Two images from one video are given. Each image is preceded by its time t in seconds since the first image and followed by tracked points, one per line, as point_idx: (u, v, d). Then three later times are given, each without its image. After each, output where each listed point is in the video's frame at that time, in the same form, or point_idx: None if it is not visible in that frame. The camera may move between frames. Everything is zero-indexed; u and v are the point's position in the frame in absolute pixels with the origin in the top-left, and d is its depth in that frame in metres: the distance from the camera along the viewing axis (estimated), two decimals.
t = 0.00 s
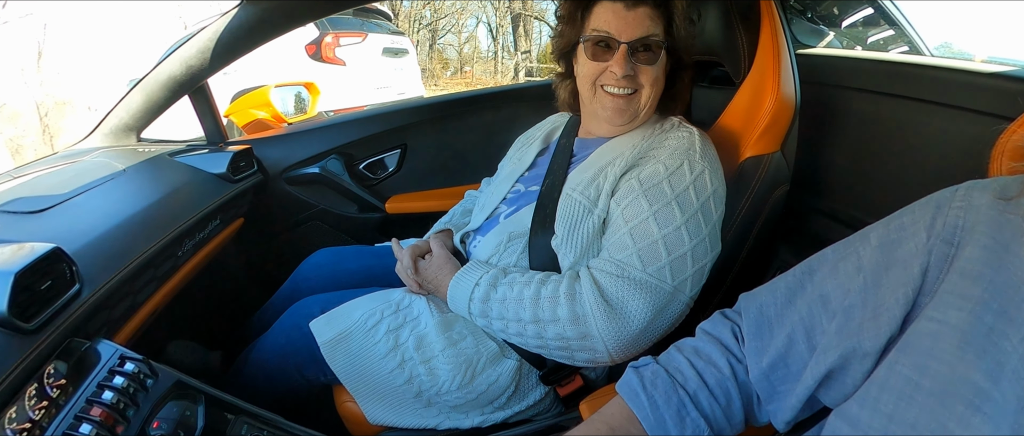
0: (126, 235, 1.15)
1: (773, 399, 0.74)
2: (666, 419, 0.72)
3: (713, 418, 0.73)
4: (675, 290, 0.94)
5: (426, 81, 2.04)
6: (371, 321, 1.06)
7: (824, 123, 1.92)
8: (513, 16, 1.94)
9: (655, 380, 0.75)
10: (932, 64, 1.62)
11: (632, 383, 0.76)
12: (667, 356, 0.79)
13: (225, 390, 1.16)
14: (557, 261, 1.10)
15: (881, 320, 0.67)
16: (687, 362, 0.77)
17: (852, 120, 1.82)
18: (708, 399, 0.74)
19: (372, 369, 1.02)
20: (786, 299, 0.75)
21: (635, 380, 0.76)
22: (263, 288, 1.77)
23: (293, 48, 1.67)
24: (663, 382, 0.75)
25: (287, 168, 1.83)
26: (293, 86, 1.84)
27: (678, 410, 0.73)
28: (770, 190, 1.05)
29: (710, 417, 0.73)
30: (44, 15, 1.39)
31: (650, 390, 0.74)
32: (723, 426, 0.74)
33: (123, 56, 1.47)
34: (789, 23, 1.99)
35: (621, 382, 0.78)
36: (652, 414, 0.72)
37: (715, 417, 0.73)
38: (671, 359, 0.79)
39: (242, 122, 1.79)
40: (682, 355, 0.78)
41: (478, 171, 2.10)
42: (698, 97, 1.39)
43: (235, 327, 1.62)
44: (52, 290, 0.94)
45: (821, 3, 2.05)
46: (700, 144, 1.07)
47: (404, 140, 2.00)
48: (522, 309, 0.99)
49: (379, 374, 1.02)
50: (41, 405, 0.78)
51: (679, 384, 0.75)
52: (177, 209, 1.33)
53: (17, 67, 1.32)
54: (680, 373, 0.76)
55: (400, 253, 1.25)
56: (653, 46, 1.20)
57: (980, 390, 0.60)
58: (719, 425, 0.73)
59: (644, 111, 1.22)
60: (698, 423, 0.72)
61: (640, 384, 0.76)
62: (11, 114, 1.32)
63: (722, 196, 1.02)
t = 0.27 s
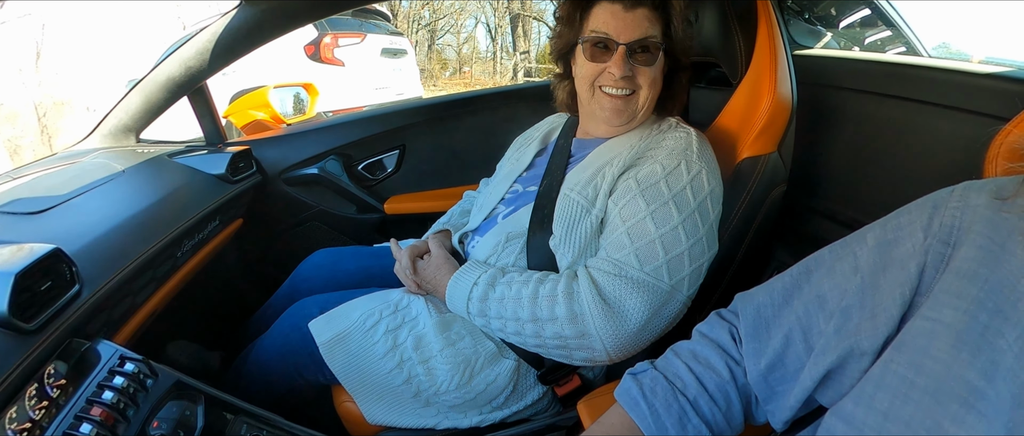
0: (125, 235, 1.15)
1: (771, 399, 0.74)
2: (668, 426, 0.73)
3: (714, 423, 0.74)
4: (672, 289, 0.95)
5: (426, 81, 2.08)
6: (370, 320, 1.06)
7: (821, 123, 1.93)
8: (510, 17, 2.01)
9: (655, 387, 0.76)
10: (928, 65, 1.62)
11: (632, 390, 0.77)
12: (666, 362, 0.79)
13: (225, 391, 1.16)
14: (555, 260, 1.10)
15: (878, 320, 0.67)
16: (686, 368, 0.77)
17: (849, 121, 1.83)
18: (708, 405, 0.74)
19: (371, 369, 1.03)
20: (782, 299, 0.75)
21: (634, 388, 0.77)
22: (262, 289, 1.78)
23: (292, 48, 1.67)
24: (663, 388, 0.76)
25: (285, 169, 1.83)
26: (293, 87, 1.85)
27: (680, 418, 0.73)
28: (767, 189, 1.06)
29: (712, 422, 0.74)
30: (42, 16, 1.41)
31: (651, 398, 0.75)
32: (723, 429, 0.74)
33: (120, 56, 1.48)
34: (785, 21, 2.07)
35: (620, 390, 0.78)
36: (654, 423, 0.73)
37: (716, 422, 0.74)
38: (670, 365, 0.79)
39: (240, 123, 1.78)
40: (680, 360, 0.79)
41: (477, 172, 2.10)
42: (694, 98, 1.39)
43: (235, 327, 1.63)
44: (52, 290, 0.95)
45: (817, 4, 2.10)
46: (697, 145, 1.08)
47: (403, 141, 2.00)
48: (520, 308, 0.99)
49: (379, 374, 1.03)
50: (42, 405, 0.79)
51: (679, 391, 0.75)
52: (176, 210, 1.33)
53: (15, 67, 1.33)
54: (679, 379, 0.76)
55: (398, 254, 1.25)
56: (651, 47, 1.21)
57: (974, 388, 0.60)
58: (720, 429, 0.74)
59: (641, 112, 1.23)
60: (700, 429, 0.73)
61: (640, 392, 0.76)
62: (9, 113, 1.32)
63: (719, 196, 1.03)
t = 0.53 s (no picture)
0: (125, 235, 1.16)
1: (771, 400, 0.74)
2: (671, 432, 0.73)
3: (717, 427, 0.74)
4: (671, 289, 0.95)
5: (424, 81, 2.08)
6: (370, 320, 1.06)
7: (820, 123, 1.94)
8: (509, 17, 2.01)
9: (658, 395, 0.75)
10: (925, 65, 1.63)
11: (631, 396, 0.77)
12: (666, 367, 0.79)
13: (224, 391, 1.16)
14: (554, 260, 1.10)
15: (877, 320, 0.68)
16: (686, 373, 0.77)
17: (848, 121, 1.84)
18: (711, 410, 0.74)
19: (371, 369, 1.03)
20: (780, 299, 0.76)
21: (636, 396, 0.76)
22: (262, 289, 1.78)
23: (291, 49, 1.67)
24: (664, 393, 0.75)
25: (285, 169, 1.84)
26: (292, 88, 1.85)
27: (684, 425, 0.73)
28: (765, 190, 1.06)
29: (715, 426, 0.74)
30: (41, 15, 1.35)
31: (653, 406, 0.75)
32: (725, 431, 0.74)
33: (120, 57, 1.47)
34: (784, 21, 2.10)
35: (621, 397, 0.78)
36: (658, 432, 0.73)
37: (719, 426, 0.74)
38: (669, 369, 0.79)
39: (240, 123, 1.79)
40: (681, 365, 0.78)
41: (476, 173, 2.10)
42: (694, 98, 1.39)
43: (235, 328, 1.63)
44: (53, 290, 0.95)
45: (816, 5, 2.10)
46: (696, 145, 1.08)
47: (402, 142, 2.00)
48: (519, 307, 1.00)
49: (378, 374, 1.03)
50: (42, 404, 0.79)
51: (681, 396, 0.75)
52: (176, 210, 1.33)
53: (14, 68, 1.31)
54: (681, 385, 0.76)
55: (398, 253, 1.25)
56: (651, 48, 1.21)
57: (971, 388, 0.61)
58: (723, 432, 0.74)
59: (640, 112, 1.23)
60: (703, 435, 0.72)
61: (642, 400, 0.76)
62: (8, 114, 1.31)
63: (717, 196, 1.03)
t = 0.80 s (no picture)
0: (124, 237, 1.16)
1: (768, 400, 0.75)
2: (667, 433, 0.73)
3: (714, 428, 0.74)
4: (668, 291, 0.95)
5: (422, 82, 2.07)
6: (368, 322, 1.07)
7: (818, 124, 1.94)
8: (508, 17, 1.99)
9: (653, 397, 0.76)
10: (923, 66, 1.63)
11: (628, 399, 0.77)
12: (662, 369, 0.79)
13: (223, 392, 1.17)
14: (551, 261, 1.11)
15: (873, 321, 0.68)
16: (682, 374, 0.77)
17: (845, 122, 1.84)
18: (707, 411, 0.74)
19: (369, 370, 1.03)
20: (777, 299, 0.76)
21: (632, 399, 0.77)
22: (260, 290, 1.78)
23: (290, 50, 1.67)
24: (660, 396, 0.76)
25: (284, 170, 1.84)
26: (290, 89, 1.85)
27: (680, 426, 0.73)
28: (762, 191, 1.07)
29: (711, 428, 0.74)
30: (40, 17, 1.30)
31: (649, 408, 0.75)
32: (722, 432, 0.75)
33: (118, 57, 1.47)
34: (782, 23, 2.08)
35: (617, 401, 0.78)
36: (654, 434, 0.73)
37: (716, 427, 0.74)
38: (666, 371, 0.79)
39: (238, 124, 1.79)
40: (677, 367, 0.79)
41: (475, 173, 2.11)
42: (692, 99, 1.40)
43: (233, 329, 1.63)
44: (52, 292, 0.95)
45: (814, 5, 2.10)
46: (693, 147, 1.08)
47: (401, 143, 2.01)
48: (517, 308, 1.00)
49: (377, 375, 1.03)
50: (42, 405, 0.79)
51: (677, 399, 0.75)
52: (175, 212, 1.33)
53: (12, 68, 1.31)
54: (677, 387, 0.76)
55: (397, 254, 1.26)
56: (647, 49, 1.22)
57: (966, 388, 0.61)
58: (719, 433, 0.74)
59: (637, 114, 1.24)
60: None
61: (638, 402, 0.76)
62: (7, 115, 1.32)
63: (714, 198, 1.03)
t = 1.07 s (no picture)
0: (126, 238, 1.17)
1: (763, 400, 0.76)
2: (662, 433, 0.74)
3: (709, 428, 0.75)
4: (666, 293, 0.96)
5: (421, 82, 2.08)
6: (369, 322, 1.07)
7: (816, 126, 1.95)
8: (507, 17, 1.98)
9: (649, 398, 0.77)
10: (919, 68, 1.64)
11: (624, 400, 0.78)
12: (658, 370, 0.80)
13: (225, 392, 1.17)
14: (550, 263, 1.11)
15: (867, 321, 0.69)
16: (678, 375, 0.78)
17: (843, 123, 1.85)
18: (703, 410, 0.75)
19: (370, 370, 1.04)
20: (773, 300, 0.77)
21: (628, 399, 0.77)
22: (261, 291, 1.79)
23: (291, 52, 1.68)
24: (655, 396, 0.77)
25: (284, 171, 1.84)
26: (290, 90, 1.85)
27: (675, 426, 0.74)
28: (759, 192, 1.08)
29: (706, 427, 0.75)
30: (39, 17, 1.35)
31: (645, 409, 0.76)
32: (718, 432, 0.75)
33: (116, 56, 1.50)
34: (780, 25, 2.09)
35: (613, 401, 0.79)
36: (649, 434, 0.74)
37: (711, 427, 0.75)
38: (662, 371, 0.80)
39: (239, 125, 1.80)
40: (673, 367, 0.79)
41: (474, 174, 2.12)
42: (690, 101, 1.41)
43: (235, 329, 1.64)
44: (55, 294, 0.96)
45: (812, 7, 2.12)
46: (690, 151, 1.09)
47: (400, 144, 2.02)
48: (516, 310, 1.01)
49: (377, 375, 1.04)
50: (48, 404, 0.80)
51: (673, 399, 0.76)
52: (176, 213, 1.34)
53: (12, 69, 1.35)
54: (672, 387, 0.77)
55: (397, 256, 1.27)
56: (642, 52, 1.21)
57: (959, 388, 0.62)
58: (715, 432, 0.75)
59: (631, 117, 1.23)
60: None
61: (634, 403, 0.77)
62: (5, 115, 1.34)
63: (711, 200, 1.04)
